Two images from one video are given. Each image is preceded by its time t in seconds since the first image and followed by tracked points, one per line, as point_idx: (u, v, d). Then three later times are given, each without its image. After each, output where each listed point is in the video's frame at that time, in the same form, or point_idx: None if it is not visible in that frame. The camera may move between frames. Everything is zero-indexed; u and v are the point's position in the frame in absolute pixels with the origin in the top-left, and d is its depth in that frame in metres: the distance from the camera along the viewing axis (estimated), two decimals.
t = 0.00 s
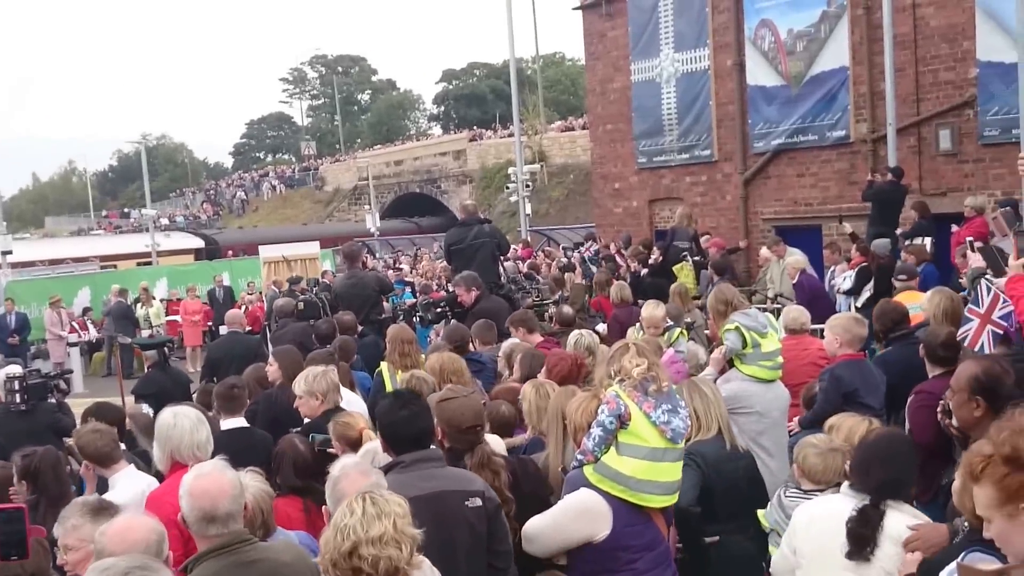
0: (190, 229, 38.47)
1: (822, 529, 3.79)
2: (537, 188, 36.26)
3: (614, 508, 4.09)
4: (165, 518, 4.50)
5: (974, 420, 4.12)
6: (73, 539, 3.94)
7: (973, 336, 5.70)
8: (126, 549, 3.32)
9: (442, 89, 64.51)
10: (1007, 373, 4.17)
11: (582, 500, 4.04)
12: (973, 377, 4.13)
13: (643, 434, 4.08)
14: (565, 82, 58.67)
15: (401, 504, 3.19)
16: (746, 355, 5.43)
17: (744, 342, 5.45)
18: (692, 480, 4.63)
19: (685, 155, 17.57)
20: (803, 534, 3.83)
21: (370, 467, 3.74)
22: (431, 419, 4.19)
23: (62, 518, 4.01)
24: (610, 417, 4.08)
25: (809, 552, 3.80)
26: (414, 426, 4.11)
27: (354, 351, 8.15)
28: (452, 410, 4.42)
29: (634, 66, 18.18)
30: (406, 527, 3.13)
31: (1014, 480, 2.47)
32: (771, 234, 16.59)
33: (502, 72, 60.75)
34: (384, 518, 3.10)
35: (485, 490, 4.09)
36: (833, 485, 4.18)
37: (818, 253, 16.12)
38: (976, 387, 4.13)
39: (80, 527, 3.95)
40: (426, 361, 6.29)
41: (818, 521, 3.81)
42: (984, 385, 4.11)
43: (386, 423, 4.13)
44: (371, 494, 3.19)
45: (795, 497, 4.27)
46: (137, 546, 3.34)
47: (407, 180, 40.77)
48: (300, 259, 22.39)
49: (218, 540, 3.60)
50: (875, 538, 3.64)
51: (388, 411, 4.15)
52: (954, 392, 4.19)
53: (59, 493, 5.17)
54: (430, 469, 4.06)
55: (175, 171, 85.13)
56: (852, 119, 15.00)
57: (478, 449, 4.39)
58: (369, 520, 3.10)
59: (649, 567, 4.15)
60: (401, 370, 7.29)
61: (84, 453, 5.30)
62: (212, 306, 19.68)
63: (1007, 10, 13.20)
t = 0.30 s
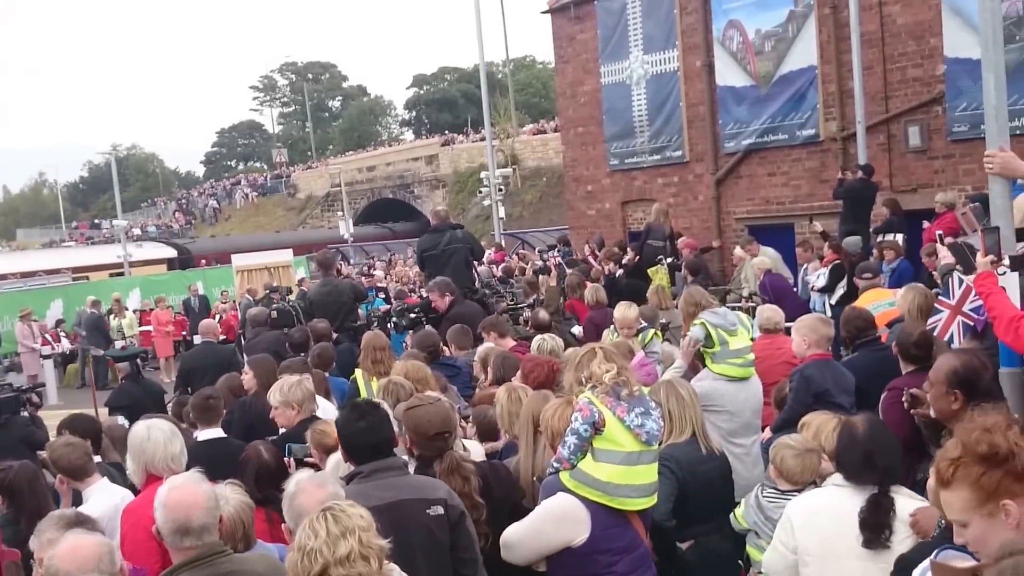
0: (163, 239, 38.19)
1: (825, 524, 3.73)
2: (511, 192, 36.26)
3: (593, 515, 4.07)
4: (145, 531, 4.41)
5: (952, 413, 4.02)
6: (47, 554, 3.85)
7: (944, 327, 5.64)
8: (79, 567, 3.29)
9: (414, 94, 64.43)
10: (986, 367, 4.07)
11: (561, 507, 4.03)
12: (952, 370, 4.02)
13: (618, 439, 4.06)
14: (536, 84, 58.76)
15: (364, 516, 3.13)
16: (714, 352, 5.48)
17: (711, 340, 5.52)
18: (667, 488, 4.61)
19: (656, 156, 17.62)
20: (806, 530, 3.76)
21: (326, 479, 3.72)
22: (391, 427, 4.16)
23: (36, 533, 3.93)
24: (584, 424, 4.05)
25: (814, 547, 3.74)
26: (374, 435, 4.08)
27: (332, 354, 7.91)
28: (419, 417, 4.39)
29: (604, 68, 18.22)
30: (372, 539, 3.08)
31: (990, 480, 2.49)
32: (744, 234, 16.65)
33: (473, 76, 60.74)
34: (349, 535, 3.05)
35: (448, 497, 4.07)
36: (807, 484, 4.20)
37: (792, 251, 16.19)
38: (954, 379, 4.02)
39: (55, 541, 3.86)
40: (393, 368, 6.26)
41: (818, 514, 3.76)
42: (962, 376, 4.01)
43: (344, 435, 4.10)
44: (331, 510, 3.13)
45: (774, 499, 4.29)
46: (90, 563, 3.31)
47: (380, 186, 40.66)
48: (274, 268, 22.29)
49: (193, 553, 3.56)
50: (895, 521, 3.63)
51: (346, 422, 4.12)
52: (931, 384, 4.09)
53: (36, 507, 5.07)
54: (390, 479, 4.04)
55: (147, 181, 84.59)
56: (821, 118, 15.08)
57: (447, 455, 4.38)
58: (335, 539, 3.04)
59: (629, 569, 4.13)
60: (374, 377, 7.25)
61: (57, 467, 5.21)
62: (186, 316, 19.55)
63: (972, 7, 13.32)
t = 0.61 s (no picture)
0: (147, 251, 38.07)
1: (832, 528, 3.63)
2: (495, 201, 36.28)
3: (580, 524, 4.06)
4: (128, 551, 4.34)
5: (938, 417, 3.97)
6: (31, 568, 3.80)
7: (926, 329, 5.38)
8: None
9: (398, 104, 64.42)
10: (970, 369, 4.02)
11: (548, 517, 4.02)
12: (938, 374, 3.96)
13: (600, 447, 4.06)
14: (520, 93, 58.88)
15: (342, 529, 3.12)
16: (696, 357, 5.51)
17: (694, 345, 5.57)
18: (654, 498, 4.60)
19: (640, 164, 17.66)
20: (812, 537, 3.64)
21: (300, 492, 3.69)
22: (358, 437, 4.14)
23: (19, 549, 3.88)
24: (567, 433, 4.03)
25: (823, 555, 3.62)
26: (343, 445, 4.06)
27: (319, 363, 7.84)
28: (401, 428, 4.39)
29: (587, 76, 18.26)
30: (351, 551, 3.07)
31: (974, 487, 2.50)
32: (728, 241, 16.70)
33: (456, 85, 60.80)
34: (327, 549, 3.03)
35: (419, 503, 4.08)
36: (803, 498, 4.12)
37: (776, 257, 16.25)
38: (940, 382, 3.96)
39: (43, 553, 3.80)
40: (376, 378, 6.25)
41: (821, 519, 3.66)
42: (948, 379, 3.95)
43: (311, 447, 4.06)
44: (306, 525, 3.11)
45: (766, 511, 4.23)
46: None
47: (365, 196, 40.62)
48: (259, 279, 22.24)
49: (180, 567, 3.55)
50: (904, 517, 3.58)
51: (314, 432, 4.09)
52: (915, 389, 4.03)
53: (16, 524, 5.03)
54: (361, 488, 4.03)
55: (131, 193, 84.31)
56: (804, 124, 15.14)
57: (428, 467, 4.36)
58: (314, 554, 3.02)
59: None
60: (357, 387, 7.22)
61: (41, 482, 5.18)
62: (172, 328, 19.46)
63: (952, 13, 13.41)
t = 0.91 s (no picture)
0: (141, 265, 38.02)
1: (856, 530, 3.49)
2: (490, 216, 36.34)
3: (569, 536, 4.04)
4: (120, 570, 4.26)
5: (937, 430, 3.96)
6: None
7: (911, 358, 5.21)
8: None
9: (393, 118, 64.54)
10: (969, 382, 4.04)
11: (537, 529, 4.01)
12: (940, 387, 3.97)
13: (590, 457, 4.05)
14: (515, 107, 59.07)
15: (331, 542, 3.12)
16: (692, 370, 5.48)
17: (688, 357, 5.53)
18: (650, 512, 4.63)
19: (635, 178, 17.72)
20: (837, 541, 3.50)
21: (292, 505, 3.70)
22: (335, 457, 4.17)
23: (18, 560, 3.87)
24: (558, 442, 4.04)
25: (846, 560, 3.47)
26: (316, 461, 4.11)
27: (316, 376, 7.82)
28: (399, 440, 4.40)
29: (583, 91, 18.32)
30: (339, 566, 3.06)
31: (971, 500, 2.51)
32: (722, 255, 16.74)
33: (451, 99, 60.94)
34: (315, 564, 3.03)
35: (402, 513, 4.08)
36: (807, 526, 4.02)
37: (770, 271, 16.29)
38: (942, 396, 3.97)
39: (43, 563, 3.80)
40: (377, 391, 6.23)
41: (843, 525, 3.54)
42: (949, 393, 3.96)
43: (292, 455, 4.16)
44: (295, 541, 3.11)
45: (771, 532, 4.09)
46: None
47: (359, 211, 40.67)
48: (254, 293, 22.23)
49: None
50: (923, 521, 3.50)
51: (297, 442, 4.18)
52: (915, 402, 4.03)
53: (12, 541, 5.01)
54: (345, 500, 4.07)
55: (125, 207, 84.28)
56: (799, 138, 15.21)
57: (424, 481, 4.37)
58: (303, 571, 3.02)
59: None
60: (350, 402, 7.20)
61: (39, 496, 5.17)
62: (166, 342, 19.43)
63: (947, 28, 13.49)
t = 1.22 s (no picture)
0: (140, 276, 38.02)
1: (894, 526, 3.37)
2: (490, 227, 36.37)
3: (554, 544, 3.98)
4: None
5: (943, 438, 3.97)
6: None
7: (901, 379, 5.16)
8: None
9: (392, 130, 64.64)
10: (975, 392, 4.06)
11: (520, 535, 3.96)
12: (947, 397, 3.99)
13: (581, 467, 3.98)
14: (514, 119, 59.19)
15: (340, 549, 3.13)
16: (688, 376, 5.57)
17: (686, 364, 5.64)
18: (647, 523, 4.62)
19: (634, 190, 17.76)
20: (872, 538, 3.38)
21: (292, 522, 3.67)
22: (338, 462, 4.22)
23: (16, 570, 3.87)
24: (547, 450, 3.98)
25: (879, 557, 3.35)
26: (320, 468, 4.16)
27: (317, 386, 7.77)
28: (403, 448, 4.41)
29: (583, 102, 18.36)
30: None
31: (974, 510, 2.52)
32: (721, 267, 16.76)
33: (451, 111, 61.07)
34: None
35: (390, 526, 4.08)
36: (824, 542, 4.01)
37: (770, 282, 16.31)
38: (947, 406, 3.99)
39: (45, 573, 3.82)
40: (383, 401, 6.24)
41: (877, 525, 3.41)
42: (956, 403, 3.98)
43: (293, 461, 4.20)
44: (303, 553, 3.09)
45: (781, 538, 4.07)
46: None
47: (359, 221, 40.72)
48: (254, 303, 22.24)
49: None
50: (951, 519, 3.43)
51: (296, 452, 4.22)
52: (920, 412, 4.04)
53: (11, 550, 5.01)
54: (332, 512, 4.07)
55: (125, 218, 84.36)
56: (798, 150, 15.24)
57: (426, 490, 4.37)
58: None
59: None
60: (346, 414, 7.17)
61: (40, 504, 5.16)
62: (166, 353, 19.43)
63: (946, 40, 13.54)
